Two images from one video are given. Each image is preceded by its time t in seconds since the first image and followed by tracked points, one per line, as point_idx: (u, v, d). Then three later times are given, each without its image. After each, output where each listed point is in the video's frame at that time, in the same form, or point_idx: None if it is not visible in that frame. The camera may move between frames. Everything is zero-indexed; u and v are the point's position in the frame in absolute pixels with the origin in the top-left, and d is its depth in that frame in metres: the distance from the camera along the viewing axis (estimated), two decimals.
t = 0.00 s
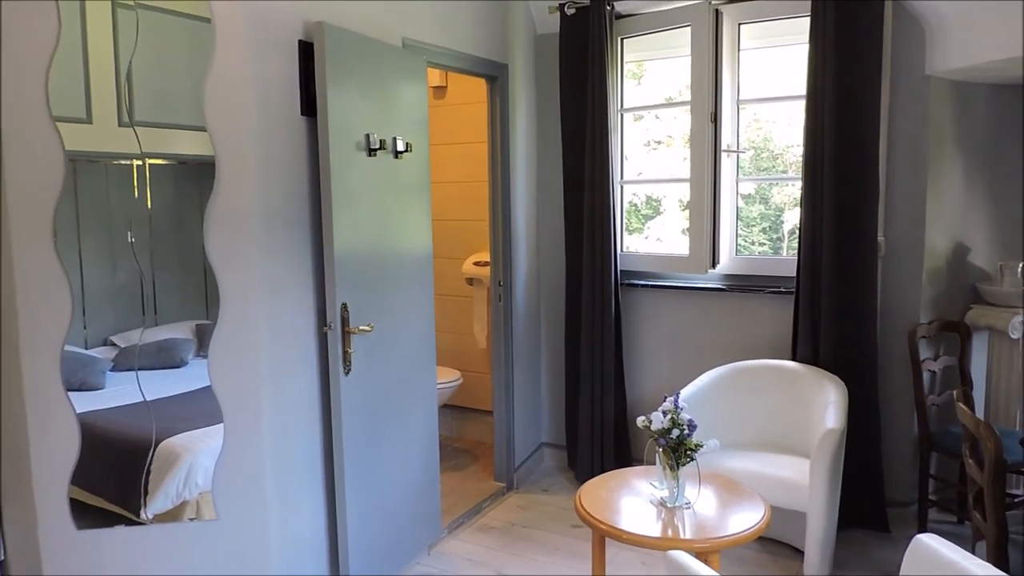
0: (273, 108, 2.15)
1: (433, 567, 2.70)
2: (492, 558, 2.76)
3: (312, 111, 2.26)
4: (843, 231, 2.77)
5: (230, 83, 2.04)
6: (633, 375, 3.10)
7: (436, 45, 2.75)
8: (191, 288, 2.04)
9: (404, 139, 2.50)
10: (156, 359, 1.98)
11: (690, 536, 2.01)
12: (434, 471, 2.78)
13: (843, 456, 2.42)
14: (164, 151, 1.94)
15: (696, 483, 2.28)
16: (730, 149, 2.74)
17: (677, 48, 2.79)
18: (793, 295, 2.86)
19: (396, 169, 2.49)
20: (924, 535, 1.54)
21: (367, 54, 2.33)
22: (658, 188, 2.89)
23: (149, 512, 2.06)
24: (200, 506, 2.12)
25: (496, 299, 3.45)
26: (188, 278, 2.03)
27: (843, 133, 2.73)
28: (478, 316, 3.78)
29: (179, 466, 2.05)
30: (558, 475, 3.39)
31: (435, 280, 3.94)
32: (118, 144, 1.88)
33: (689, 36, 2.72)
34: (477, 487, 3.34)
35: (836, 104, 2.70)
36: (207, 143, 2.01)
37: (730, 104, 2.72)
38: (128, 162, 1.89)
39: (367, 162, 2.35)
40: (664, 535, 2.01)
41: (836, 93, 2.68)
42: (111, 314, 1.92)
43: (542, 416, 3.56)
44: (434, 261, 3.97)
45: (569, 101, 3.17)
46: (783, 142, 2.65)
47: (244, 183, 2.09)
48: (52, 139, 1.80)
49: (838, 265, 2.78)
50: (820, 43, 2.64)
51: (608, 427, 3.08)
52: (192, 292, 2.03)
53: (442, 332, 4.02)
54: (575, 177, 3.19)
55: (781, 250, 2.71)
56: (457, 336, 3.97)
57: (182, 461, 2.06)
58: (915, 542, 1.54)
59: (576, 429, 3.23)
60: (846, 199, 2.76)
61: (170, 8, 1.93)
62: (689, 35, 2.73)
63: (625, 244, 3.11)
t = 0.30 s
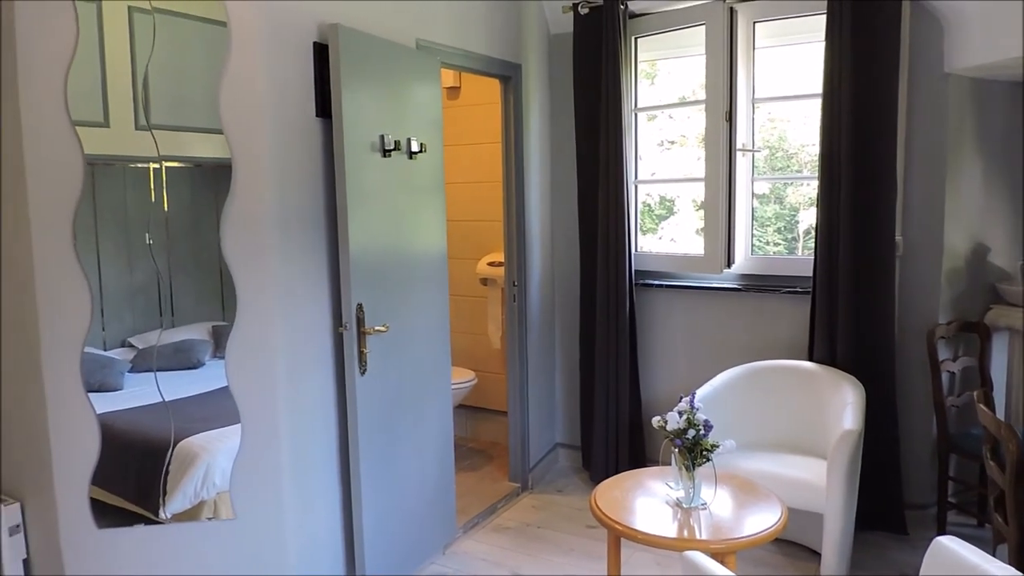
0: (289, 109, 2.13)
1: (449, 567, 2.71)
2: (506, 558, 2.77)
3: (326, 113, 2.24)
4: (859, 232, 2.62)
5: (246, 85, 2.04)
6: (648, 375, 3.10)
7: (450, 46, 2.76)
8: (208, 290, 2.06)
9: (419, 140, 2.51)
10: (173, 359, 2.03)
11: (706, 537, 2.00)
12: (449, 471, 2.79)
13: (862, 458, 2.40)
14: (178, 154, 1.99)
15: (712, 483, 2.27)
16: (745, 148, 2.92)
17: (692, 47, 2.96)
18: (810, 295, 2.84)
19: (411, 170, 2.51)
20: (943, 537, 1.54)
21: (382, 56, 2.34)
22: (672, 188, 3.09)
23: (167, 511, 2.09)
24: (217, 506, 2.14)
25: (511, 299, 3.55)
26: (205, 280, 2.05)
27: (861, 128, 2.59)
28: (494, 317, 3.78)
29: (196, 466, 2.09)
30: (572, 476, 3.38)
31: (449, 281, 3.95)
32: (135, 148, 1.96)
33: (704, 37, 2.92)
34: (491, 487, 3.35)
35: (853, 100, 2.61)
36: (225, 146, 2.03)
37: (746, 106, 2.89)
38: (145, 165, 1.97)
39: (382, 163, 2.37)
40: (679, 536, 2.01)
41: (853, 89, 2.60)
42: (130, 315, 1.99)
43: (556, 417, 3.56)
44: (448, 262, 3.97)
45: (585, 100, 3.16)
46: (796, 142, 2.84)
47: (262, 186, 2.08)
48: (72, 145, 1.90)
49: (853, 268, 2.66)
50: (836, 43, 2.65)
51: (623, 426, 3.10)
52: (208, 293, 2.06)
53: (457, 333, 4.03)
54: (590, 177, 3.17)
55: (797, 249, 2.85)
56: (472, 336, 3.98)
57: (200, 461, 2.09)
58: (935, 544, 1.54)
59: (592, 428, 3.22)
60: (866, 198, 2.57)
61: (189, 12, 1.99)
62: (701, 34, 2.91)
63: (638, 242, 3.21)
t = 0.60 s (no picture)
0: (309, 113, 2.14)
1: (466, 570, 2.71)
2: (524, 561, 2.77)
3: (345, 117, 2.24)
4: (880, 232, 2.59)
5: (267, 88, 2.05)
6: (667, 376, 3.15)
7: (467, 49, 2.77)
8: (227, 295, 2.08)
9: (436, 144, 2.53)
10: (193, 361, 2.08)
11: (725, 541, 1.99)
12: (467, 473, 2.79)
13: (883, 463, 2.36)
14: (198, 158, 2.02)
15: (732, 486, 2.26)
16: (763, 149, 2.89)
17: (710, 49, 2.97)
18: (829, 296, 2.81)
19: (428, 173, 2.52)
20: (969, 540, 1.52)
21: (400, 60, 2.35)
22: (688, 190, 3.12)
23: (188, 513, 2.12)
24: (237, 508, 2.15)
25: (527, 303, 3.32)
26: (225, 284, 2.07)
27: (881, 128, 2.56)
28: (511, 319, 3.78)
29: (217, 467, 2.12)
30: (590, 480, 3.47)
31: (466, 283, 3.96)
32: (157, 153, 2.00)
33: (721, 38, 2.92)
34: (508, 490, 3.36)
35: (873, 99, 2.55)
36: (244, 150, 2.05)
37: (764, 108, 2.87)
38: (166, 171, 2.01)
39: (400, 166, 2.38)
40: (698, 539, 1.99)
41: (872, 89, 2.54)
42: (150, 318, 2.03)
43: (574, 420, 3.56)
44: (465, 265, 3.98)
45: (602, 102, 3.16)
46: (814, 142, 2.80)
47: (281, 190, 2.09)
48: (95, 149, 1.94)
49: (876, 269, 2.60)
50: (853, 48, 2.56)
51: (641, 428, 3.10)
52: (227, 296, 2.08)
53: (474, 335, 4.03)
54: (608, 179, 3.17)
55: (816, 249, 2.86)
56: (489, 339, 3.99)
57: (219, 462, 2.12)
58: (958, 550, 1.52)
59: (610, 429, 3.22)
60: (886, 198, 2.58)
61: (212, 18, 2.01)
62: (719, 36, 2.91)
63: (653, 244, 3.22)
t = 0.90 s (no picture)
0: (327, 115, 2.16)
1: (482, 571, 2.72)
2: (539, 563, 2.76)
3: (362, 119, 2.26)
4: (900, 233, 2.56)
5: (286, 91, 2.06)
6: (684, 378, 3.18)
7: (483, 51, 2.77)
8: (244, 297, 2.09)
9: (453, 146, 2.54)
10: (212, 362, 2.09)
11: (742, 544, 1.97)
12: (484, 474, 2.79)
13: (903, 467, 2.34)
14: (217, 160, 2.03)
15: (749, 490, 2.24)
16: (781, 150, 2.89)
17: (727, 49, 2.96)
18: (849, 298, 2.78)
19: (445, 175, 2.52)
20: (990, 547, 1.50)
21: (417, 62, 2.36)
22: (704, 191, 3.09)
23: (206, 512, 2.14)
24: (254, 507, 2.17)
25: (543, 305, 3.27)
26: (243, 286, 2.09)
27: (901, 128, 2.52)
28: (526, 321, 3.78)
29: (234, 467, 2.14)
30: (605, 482, 3.47)
31: (483, 285, 3.98)
32: (177, 156, 2.01)
33: (738, 39, 2.91)
34: (524, 491, 3.36)
35: (893, 99, 2.52)
36: (262, 152, 2.06)
37: (781, 109, 2.87)
38: (185, 173, 2.02)
39: (417, 168, 2.39)
40: (715, 542, 1.98)
41: (892, 89, 2.51)
42: (169, 319, 2.06)
43: (589, 422, 3.57)
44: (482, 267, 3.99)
45: (618, 103, 3.15)
46: (831, 142, 2.77)
47: (299, 193, 2.10)
48: (117, 154, 1.98)
49: (896, 271, 2.57)
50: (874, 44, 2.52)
51: (657, 431, 3.10)
52: (245, 298, 2.09)
53: (490, 337, 4.04)
54: (624, 180, 3.16)
55: (833, 250, 2.84)
56: (505, 341, 3.99)
57: (237, 462, 2.14)
58: (981, 555, 1.50)
59: (625, 429, 3.24)
60: (907, 199, 2.54)
61: (232, 22, 2.03)
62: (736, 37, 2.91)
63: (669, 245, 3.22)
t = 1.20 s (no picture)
0: (347, 115, 2.16)
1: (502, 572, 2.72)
2: (559, 564, 2.76)
3: (382, 121, 2.27)
4: (925, 232, 2.51)
5: (307, 92, 2.07)
6: (704, 380, 3.17)
7: (501, 52, 2.77)
8: (265, 298, 2.11)
9: (472, 146, 2.54)
10: (234, 363, 2.12)
11: (765, 547, 1.96)
12: (504, 474, 2.79)
13: (928, 469, 2.30)
14: (239, 164, 2.06)
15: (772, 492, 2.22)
16: (802, 149, 2.86)
17: (747, 48, 2.93)
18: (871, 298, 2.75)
19: (464, 176, 2.53)
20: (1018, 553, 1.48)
21: (436, 64, 2.36)
22: (723, 191, 3.07)
23: (229, 512, 2.16)
24: (276, 507, 2.19)
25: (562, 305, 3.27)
26: (264, 286, 2.10)
27: (926, 126, 2.48)
28: (546, 322, 3.79)
29: (257, 467, 2.16)
30: (625, 483, 3.46)
31: (501, 286, 3.99)
32: (199, 159, 2.04)
33: (759, 37, 2.88)
34: (543, 492, 3.36)
35: (917, 96, 2.47)
36: (284, 155, 2.08)
37: (803, 108, 2.85)
38: (206, 175, 2.05)
39: (437, 169, 2.40)
40: (737, 545, 1.97)
41: (917, 86, 2.47)
42: (191, 320, 2.08)
43: (609, 423, 3.56)
44: (501, 268, 3.99)
45: (636, 103, 3.14)
46: (852, 142, 2.75)
47: (320, 193, 2.12)
48: (141, 156, 2.01)
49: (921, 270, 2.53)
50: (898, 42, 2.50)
51: (677, 433, 3.08)
52: (266, 299, 2.11)
53: (509, 338, 4.05)
54: (643, 180, 3.15)
55: (854, 251, 2.82)
56: (524, 342, 3.99)
57: (259, 462, 2.16)
58: (1009, 559, 1.48)
59: (645, 431, 3.21)
60: (932, 198, 2.49)
61: (255, 26, 2.05)
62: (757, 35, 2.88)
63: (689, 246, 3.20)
